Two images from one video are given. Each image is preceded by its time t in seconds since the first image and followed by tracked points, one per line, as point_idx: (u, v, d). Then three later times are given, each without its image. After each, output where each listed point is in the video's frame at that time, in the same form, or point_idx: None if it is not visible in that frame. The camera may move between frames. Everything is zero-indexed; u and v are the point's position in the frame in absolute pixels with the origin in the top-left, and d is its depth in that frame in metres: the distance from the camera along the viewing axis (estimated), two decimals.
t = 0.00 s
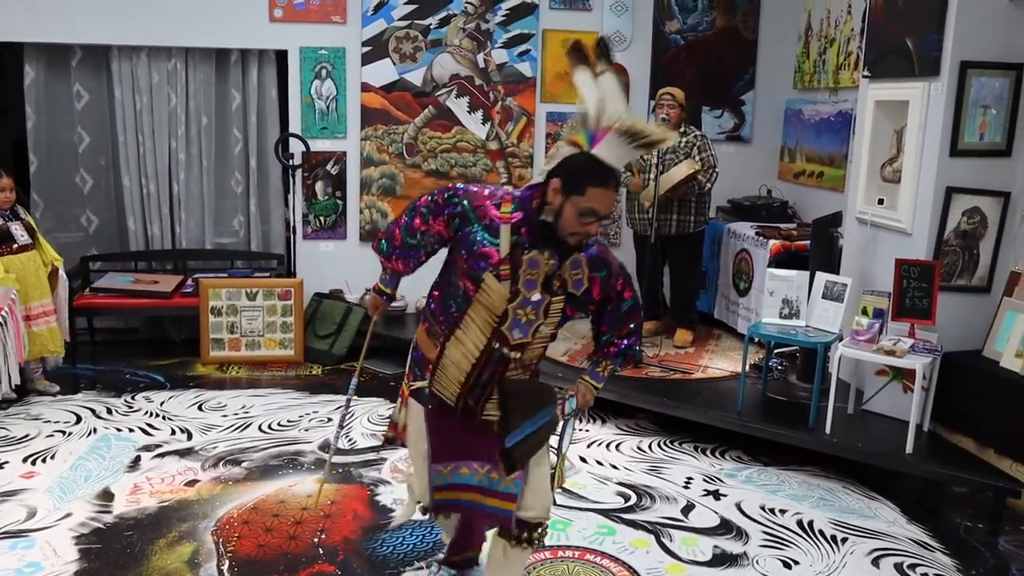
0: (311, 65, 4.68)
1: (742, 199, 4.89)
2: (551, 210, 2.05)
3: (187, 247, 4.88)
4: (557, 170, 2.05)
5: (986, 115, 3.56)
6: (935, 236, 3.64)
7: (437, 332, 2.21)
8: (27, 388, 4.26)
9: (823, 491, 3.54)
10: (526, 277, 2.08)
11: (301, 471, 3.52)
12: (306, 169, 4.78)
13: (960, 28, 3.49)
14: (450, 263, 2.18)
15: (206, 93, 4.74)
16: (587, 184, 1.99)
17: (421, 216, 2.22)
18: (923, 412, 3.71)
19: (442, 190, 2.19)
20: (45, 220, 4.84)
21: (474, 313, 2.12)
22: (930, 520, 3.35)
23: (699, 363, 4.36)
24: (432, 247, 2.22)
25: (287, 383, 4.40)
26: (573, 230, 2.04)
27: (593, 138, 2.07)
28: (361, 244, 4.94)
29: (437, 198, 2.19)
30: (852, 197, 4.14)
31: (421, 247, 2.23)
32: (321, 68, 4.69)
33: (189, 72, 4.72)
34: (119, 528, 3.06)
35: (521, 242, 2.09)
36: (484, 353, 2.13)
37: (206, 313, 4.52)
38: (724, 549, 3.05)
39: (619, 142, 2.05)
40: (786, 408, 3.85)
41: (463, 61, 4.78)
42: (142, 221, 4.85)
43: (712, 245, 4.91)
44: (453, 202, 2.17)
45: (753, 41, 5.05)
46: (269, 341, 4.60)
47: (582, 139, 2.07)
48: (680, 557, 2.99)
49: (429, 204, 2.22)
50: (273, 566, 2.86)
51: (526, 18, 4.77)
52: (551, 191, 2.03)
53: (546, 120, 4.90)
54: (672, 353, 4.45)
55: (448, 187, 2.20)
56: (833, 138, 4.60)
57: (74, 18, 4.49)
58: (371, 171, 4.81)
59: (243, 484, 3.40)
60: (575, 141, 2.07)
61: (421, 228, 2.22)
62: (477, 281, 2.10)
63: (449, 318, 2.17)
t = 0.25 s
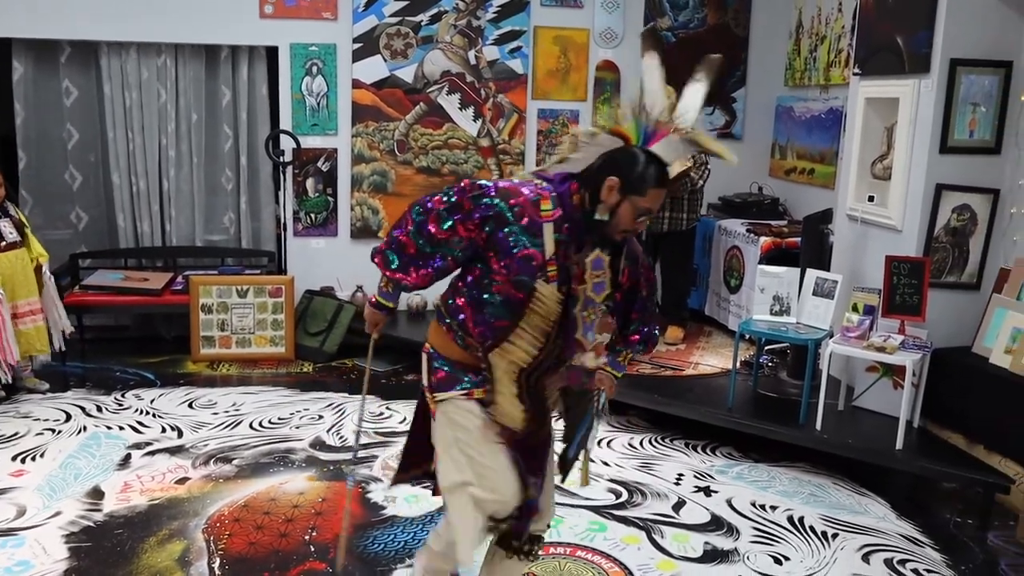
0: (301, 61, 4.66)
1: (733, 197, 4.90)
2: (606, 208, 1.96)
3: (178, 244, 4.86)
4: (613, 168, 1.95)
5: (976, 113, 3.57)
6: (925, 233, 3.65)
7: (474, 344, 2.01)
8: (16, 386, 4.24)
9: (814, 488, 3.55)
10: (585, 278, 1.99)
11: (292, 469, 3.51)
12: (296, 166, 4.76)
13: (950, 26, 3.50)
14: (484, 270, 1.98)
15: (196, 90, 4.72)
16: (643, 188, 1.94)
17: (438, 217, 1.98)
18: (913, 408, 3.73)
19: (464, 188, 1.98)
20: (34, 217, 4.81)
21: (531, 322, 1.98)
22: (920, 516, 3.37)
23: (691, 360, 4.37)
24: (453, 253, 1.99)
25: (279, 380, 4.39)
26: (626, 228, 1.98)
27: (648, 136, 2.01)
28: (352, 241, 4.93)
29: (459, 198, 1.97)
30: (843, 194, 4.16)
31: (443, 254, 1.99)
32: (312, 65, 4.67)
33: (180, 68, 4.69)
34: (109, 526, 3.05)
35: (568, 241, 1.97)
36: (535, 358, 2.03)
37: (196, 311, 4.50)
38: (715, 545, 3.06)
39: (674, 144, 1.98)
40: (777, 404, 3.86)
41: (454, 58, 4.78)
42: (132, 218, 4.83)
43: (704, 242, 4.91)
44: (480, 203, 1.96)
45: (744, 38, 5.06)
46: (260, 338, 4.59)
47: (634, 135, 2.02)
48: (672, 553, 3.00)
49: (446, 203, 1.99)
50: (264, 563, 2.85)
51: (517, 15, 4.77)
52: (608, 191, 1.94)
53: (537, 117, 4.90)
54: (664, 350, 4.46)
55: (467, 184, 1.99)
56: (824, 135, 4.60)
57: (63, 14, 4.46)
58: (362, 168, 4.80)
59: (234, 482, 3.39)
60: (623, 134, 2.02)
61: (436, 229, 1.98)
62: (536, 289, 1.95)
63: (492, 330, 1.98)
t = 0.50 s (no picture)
0: (292, 56, 4.64)
1: (724, 192, 4.90)
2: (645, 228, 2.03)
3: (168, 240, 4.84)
4: (651, 186, 2.02)
5: (966, 108, 3.58)
6: (915, 228, 3.67)
7: (528, 390, 1.95)
8: (5, 382, 4.22)
9: (804, 481, 3.57)
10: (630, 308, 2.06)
11: (282, 464, 3.50)
12: (287, 161, 4.74)
13: (941, 22, 3.51)
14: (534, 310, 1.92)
15: (186, 85, 4.71)
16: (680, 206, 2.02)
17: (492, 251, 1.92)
18: (902, 402, 3.75)
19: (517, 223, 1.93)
20: (23, 213, 4.79)
21: (590, 355, 2.00)
22: (909, 509, 3.38)
23: (682, 354, 4.37)
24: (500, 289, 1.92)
25: (269, 376, 4.38)
26: (666, 245, 2.06)
27: (671, 152, 2.09)
28: (343, 236, 4.91)
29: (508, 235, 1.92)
30: (833, 188, 4.17)
31: (491, 289, 1.92)
32: (302, 60, 4.65)
33: (169, 63, 4.68)
34: (98, 522, 3.04)
35: (614, 269, 2.01)
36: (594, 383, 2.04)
37: (186, 306, 4.49)
38: (705, 539, 3.06)
39: (697, 156, 2.10)
40: (768, 399, 3.87)
41: (446, 53, 4.77)
42: (122, 214, 4.81)
43: (695, 237, 4.90)
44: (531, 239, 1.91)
45: (735, 33, 5.07)
46: (250, 334, 4.57)
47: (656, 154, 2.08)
48: (662, 547, 3.00)
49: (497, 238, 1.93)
50: (255, 559, 2.84)
51: (508, 9, 4.76)
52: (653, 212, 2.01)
53: (528, 112, 4.90)
54: (655, 345, 4.46)
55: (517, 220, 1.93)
56: (815, 130, 4.60)
57: (51, 8, 4.43)
58: (353, 163, 4.79)
59: (224, 477, 3.38)
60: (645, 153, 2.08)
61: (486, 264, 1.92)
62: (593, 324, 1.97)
63: (550, 368, 1.95)
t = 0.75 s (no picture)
0: (278, 48, 4.61)
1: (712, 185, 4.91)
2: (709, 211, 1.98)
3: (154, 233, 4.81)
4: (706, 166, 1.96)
5: (951, 101, 3.59)
6: (901, 220, 3.68)
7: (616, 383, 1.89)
8: None
9: (791, 473, 3.58)
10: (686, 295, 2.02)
11: (270, 458, 3.49)
12: (273, 154, 4.71)
13: (927, 15, 3.52)
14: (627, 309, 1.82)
15: (171, 77, 4.67)
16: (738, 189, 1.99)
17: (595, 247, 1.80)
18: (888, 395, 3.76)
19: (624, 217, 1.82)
20: (7, 206, 4.75)
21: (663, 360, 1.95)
22: (895, 501, 3.40)
23: (669, 347, 4.38)
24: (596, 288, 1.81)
25: (256, 370, 4.36)
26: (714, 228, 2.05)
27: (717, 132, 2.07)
28: (330, 230, 4.88)
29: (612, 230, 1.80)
30: (820, 181, 4.17)
31: (595, 282, 1.81)
32: (288, 52, 4.62)
33: (154, 55, 4.64)
34: (85, 517, 3.03)
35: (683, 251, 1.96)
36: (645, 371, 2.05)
37: (173, 300, 4.46)
38: (693, 531, 3.07)
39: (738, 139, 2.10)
40: (755, 391, 3.89)
41: (432, 46, 4.75)
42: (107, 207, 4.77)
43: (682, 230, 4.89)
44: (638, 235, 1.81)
45: (722, 26, 5.07)
46: (237, 328, 4.56)
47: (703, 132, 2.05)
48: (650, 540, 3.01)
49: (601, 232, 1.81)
50: (242, 553, 2.84)
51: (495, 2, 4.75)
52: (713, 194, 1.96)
53: (516, 105, 4.89)
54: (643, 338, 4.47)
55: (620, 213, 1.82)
56: (802, 123, 4.61)
57: None
58: (340, 156, 4.76)
59: (211, 472, 3.37)
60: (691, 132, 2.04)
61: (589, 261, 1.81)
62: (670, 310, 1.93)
63: (634, 362, 1.89)
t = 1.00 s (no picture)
0: (261, 45, 4.58)
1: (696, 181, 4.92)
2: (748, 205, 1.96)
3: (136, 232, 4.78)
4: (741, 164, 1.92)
5: (932, 98, 3.62)
6: (883, 216, 3.70)
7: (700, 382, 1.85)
8: None
9: (774, 469, 3.60)
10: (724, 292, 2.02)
11: (254, 457, 3.48)
12: (256, 151, 4.68)
13: (908, 12, 3.54)
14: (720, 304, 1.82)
15: (153, 74, 4.64)
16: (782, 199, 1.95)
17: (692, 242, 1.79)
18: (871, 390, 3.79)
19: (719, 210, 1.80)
20: None
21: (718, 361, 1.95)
22: (878, 495, 3.43)
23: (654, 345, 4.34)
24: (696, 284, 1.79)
25: (240, 368, 4.34)
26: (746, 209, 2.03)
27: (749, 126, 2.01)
28: (313, 228, 4.86)
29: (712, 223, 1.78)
30: (802, 178, 4.19)
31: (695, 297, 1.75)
32: (271, 49, 4.60)
33: (135, 52, 4.60)
34: (67, 518, 3.00)
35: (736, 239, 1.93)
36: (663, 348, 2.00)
37: (155, 299, 4.43)
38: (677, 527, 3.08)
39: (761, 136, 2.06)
40: (739, 387, 3.90)
41: (416, 42, 4.74)
42: (89, 205, 4.73)
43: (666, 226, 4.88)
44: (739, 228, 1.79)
45: (705, 24, 5.08)
46: (221, 326, 4.53)
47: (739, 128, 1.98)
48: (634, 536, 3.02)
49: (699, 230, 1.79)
50: (226, 553, 2.82)
51: None
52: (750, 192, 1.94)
53: (500, 102, 4.88)
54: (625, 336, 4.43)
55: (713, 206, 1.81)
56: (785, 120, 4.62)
57: None
58: (323, 153, 4.74)
59: (194, 471, 3.35)
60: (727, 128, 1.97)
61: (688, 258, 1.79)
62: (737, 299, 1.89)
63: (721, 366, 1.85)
